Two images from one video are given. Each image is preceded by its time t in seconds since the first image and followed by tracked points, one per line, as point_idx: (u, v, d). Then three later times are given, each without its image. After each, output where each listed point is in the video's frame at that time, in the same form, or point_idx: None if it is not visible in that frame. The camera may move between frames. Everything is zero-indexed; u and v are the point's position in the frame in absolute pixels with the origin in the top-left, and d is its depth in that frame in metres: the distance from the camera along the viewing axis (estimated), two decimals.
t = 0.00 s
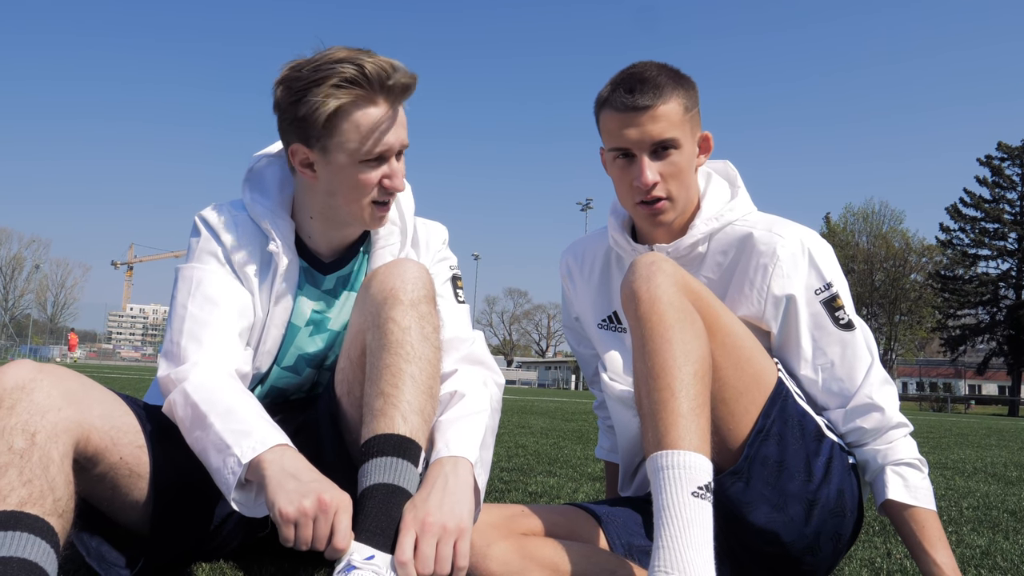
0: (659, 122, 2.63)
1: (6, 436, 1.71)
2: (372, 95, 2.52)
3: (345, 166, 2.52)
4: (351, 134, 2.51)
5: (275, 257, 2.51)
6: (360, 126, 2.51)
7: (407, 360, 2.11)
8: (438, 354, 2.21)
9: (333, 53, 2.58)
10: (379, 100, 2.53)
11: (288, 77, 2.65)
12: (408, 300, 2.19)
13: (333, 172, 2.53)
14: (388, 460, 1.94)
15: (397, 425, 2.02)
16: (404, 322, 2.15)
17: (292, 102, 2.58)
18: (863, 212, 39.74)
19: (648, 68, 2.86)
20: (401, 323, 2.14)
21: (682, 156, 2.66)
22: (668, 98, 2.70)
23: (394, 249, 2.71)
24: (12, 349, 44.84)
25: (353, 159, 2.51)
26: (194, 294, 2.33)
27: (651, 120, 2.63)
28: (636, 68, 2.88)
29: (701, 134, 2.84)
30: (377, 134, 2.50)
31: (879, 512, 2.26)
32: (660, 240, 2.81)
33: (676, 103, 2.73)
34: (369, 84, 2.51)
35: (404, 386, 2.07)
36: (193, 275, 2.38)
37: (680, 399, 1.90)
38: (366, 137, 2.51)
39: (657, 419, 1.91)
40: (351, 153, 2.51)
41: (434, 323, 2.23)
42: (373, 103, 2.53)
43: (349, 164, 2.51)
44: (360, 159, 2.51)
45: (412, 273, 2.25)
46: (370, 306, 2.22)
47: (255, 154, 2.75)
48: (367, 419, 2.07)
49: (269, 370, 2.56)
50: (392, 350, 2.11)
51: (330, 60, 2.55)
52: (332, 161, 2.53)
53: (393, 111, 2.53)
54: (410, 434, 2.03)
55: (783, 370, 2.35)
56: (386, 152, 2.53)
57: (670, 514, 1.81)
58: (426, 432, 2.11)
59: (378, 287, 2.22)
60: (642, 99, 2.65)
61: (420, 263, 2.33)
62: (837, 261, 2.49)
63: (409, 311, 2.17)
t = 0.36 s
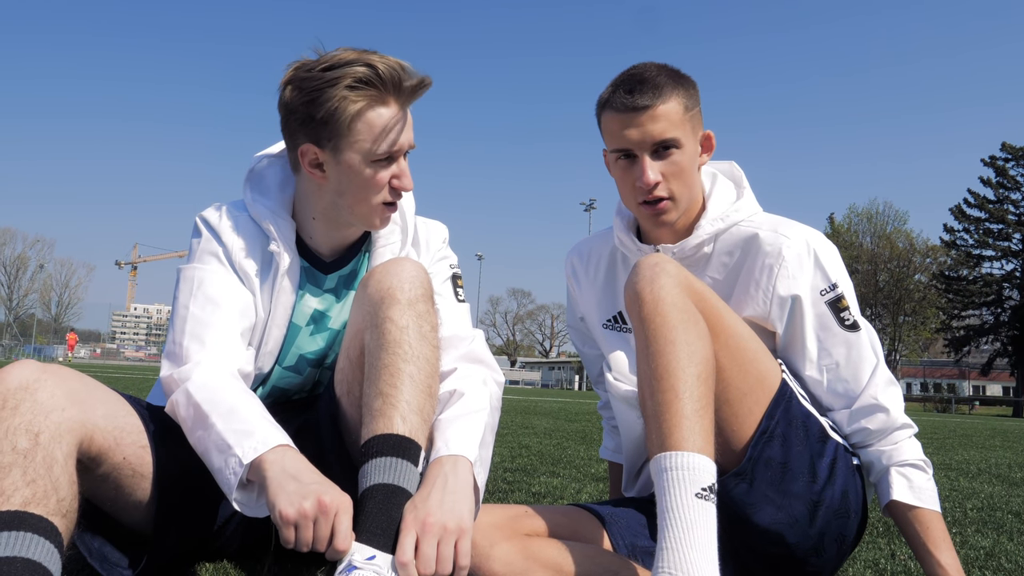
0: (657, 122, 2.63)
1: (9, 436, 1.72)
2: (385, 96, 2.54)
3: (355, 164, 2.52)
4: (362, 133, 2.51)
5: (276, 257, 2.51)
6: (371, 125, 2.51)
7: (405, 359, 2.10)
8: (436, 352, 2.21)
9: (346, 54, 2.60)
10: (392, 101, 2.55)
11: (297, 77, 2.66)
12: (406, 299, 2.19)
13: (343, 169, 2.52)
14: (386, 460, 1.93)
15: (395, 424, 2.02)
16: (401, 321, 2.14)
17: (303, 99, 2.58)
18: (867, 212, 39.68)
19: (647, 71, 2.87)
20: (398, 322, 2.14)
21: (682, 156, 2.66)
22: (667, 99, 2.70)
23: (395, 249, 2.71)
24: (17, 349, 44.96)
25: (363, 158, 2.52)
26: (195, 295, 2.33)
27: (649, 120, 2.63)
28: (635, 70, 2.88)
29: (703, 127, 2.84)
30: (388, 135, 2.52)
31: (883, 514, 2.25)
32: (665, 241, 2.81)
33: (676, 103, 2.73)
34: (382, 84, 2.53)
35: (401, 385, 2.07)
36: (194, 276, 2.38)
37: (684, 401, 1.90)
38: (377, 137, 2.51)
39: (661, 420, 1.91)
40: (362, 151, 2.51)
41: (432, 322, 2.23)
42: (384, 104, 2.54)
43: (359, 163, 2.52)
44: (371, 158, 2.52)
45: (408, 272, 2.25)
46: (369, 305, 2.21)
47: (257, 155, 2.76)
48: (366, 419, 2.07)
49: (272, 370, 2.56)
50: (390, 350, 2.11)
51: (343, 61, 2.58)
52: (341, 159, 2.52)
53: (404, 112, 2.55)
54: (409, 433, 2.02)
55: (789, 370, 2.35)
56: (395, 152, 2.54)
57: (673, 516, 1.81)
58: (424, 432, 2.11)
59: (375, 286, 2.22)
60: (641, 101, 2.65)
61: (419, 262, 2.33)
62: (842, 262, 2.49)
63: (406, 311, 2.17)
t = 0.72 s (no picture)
0: (651, 140, 2.62)
1: (12, 437, 1.71)
2: (389, 103, 2.54)
3: (355, 169, 2.52)
4: (363, 139, 2.51)
5: (279, 258, 2.51)
6: (373, 131, 2.52)
7: (407, 360, 2.10)
8: (438, 352, 2.20)
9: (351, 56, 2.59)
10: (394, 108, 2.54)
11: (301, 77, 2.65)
12: (407, 300, 2.18)
13: (344, 175, 2.52)
14: (387, 460, 1.93)
15: (397, 425, 2.01)
16: (403, 321, 2.14)
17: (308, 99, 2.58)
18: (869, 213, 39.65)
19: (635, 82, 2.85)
20: (400, 322, 2.13)
21: (678, 172, 2.65)
22: (657, 113, 2.67)
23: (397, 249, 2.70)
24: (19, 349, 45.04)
25: (364, 164, 2.52)
26: (198, 295, 2.33)
27: (642, 139, 2.61)
28: (624, 82, 2.87)
29: (697, 133, 2.83)
30: (389, 142, 2.52)
31: (887, 515, 2.25)
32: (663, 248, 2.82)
33: (668, 116, 2.70)
34: (385, 91, 2.52)
35: (404, 386, 2.07)
36: (198, 276, 2.38)
37: (702, 401, 1.89)
38: (378, 143, 2.51)
39: (677, 419, 1.90)
40: (364, 158, 2.52)
41: (434, 322, 2.22)
42: (388, 111, 2.54)
43: (359, 168, 2.52)
44: (373, 166, 2.52)
45: (410, 273, 2.25)
46: (370, 306, 2.21)
47: (260, 156, 2.76)
48: (367, 419, 2.07)
49: (274, 370, 2.56)
50: (393, 350, 2.10)
51: (348, 63, 2.57)
52: (341, 163, 2.52)
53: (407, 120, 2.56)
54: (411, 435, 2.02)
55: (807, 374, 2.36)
56: (396, 159, 2.55)
57: (682, 517, 1.80)
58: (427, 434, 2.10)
59: (377, 287, 2.22)
60: (632, 118, 2.62)
61: (421, 262, 2.33)
62: (847, 263, 2.48)
63: (408, 312, 2.16)
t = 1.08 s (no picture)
0: (641, 143, 2.62)
1: (11, 437, 1.71)
2: (386, 107, 2.48)
3: (348, 172, 2.50)
4: (356, 142, 2.47)
5: (281, 256, 2.51)
6: (367, 134, 2.47)
7: (408, 360, 2.10)
8: (439, 353, 2.21)
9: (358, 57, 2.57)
10: (392, 112, 2.48)
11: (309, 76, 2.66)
12: (408, 300, 2.18)
13: (338, 179, 2.51)
14: (388, 460, 1.93)
15: (398, 426, 2.01)
16: (404, 322, 2.14)
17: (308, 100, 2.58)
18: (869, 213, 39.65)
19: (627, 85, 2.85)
20: (401, 323, 2.13)
21: (670, 174, 2.66)
22: (647, 115, 2.67)
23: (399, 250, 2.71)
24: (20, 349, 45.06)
25: (355, 167, 2.48)
26: (200, 292, 2.33)
27: (633, 142, 2.61)
28: (615, 85, 2.87)
29: (690, 133, 2.84)
30: (380, 146, 2.46)
31: (887, 515, 2.25)
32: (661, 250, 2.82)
33: (659, 118, 2.70)
34: (381, 95, 2.47)
35: (405, 386, 2.07)
36: (201, 273, 2.38)
37: (705, 401, 1.89)
38: (371, 147, 2.47)
39: (679, 419, 1.90)
40: (357, 162, 2.48)
41: (435, 322, 2.22)
42: (384, 115, 2.48)
43: (350, 170, 2.49)
44: (364, 170, 2.48)
45: (412, 273, 2.25)
46: (371, 307, 2.21)
47: (265, 155, 2.75)
48: (368, 419, 2.07)
49: (275, 370, 2.55)
50: (394, 350, 2.10)
51: (352, 64, 2.55)
52: (334, 165, 2.51)
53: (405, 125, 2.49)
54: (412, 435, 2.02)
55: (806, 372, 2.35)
56: (390, 164, 2.49)
57: (683, 517, 1.80)
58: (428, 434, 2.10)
59: (378, 287, 2.22)
60: (622, 122, 2.63)
61: (422, 262, 2.33)
62: (846, 263, 2.48)
63: (409, 312, 2.16)
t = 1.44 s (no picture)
0: (633, 153, 2.60)
1: (13, 440, 1.71)
2: (372, 109, 2.41)
3: (333, 174, 2.46)
4: (340, 144, 2.43)
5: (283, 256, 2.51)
6: (351, 137, 2.42)
7: (411, 361, 2.10)
8: (442, 354, 2.21)
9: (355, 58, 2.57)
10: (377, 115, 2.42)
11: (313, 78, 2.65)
12: (412, 301, 2.19)
13: (328, 186, 2.48)
14: (388, 460, 1.92)
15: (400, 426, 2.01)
16: (407, 323, 2.14)
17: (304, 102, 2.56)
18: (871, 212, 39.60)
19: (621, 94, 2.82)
20: (405, 324, 2.13)
21: (663, 182, 2.64)
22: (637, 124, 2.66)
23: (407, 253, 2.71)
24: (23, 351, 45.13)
25: (339, 170, 2.44)
26: (201, 294, 2.33)
27: (625, 153, 2.60)
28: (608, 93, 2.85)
29: (684, 138, 2.83)
30: (363, 150, 2.41)
31: (891, 514, 2.24)
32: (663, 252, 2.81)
33: (649, 126, 2.68)
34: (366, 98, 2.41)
35: (408, 387, 2.07)
36: (204, 275, 2.38)
37: (706, 399, 1.88)
38: (354, 150, 2.42)
39: (681, 418, 1.89)
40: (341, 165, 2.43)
41: (439, 323, 2.22)
42: (369, 119, 2.42)
43: (335, 173, 2.45)
44: (348, 174, 2.43)
45: (416, 274, 2.25)
46: (375, 308, 2.21)
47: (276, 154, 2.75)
48: (371, 420, 2.06)
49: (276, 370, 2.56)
50: (396, 351, 2.10)
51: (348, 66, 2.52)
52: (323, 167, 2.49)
53: (394, 131, 2.42)
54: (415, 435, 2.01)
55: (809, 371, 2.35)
56: (374, 168, 2.43)
57: (687, 517, 1.80)
58: (431, 433, 2.10)
59: (382, 289, 2.22)
60: (611, 134, 2.62)
61: (427, 264, 2.33)
62: (848, 261, 2.47)
63: (413, 313, 2.16)
